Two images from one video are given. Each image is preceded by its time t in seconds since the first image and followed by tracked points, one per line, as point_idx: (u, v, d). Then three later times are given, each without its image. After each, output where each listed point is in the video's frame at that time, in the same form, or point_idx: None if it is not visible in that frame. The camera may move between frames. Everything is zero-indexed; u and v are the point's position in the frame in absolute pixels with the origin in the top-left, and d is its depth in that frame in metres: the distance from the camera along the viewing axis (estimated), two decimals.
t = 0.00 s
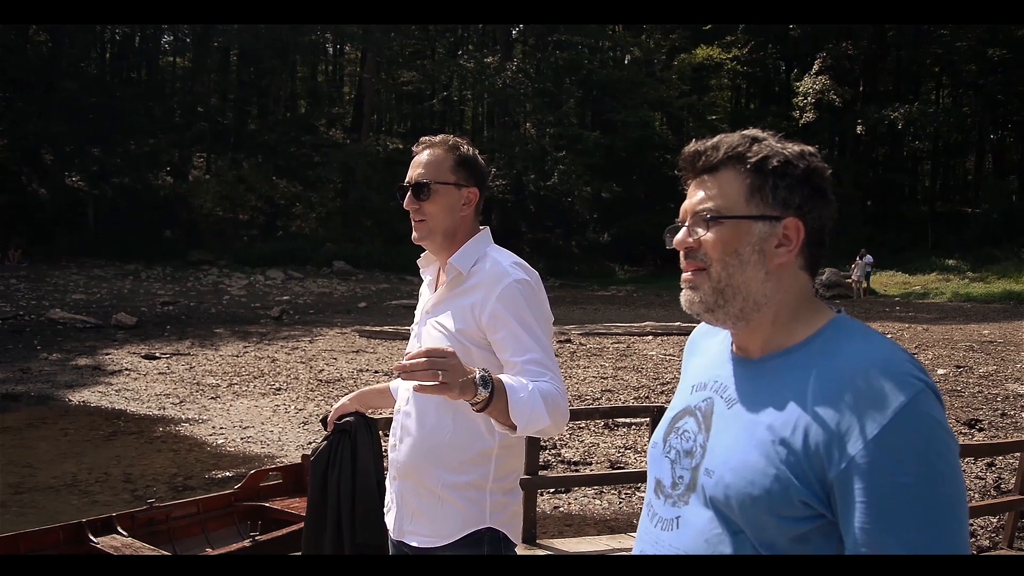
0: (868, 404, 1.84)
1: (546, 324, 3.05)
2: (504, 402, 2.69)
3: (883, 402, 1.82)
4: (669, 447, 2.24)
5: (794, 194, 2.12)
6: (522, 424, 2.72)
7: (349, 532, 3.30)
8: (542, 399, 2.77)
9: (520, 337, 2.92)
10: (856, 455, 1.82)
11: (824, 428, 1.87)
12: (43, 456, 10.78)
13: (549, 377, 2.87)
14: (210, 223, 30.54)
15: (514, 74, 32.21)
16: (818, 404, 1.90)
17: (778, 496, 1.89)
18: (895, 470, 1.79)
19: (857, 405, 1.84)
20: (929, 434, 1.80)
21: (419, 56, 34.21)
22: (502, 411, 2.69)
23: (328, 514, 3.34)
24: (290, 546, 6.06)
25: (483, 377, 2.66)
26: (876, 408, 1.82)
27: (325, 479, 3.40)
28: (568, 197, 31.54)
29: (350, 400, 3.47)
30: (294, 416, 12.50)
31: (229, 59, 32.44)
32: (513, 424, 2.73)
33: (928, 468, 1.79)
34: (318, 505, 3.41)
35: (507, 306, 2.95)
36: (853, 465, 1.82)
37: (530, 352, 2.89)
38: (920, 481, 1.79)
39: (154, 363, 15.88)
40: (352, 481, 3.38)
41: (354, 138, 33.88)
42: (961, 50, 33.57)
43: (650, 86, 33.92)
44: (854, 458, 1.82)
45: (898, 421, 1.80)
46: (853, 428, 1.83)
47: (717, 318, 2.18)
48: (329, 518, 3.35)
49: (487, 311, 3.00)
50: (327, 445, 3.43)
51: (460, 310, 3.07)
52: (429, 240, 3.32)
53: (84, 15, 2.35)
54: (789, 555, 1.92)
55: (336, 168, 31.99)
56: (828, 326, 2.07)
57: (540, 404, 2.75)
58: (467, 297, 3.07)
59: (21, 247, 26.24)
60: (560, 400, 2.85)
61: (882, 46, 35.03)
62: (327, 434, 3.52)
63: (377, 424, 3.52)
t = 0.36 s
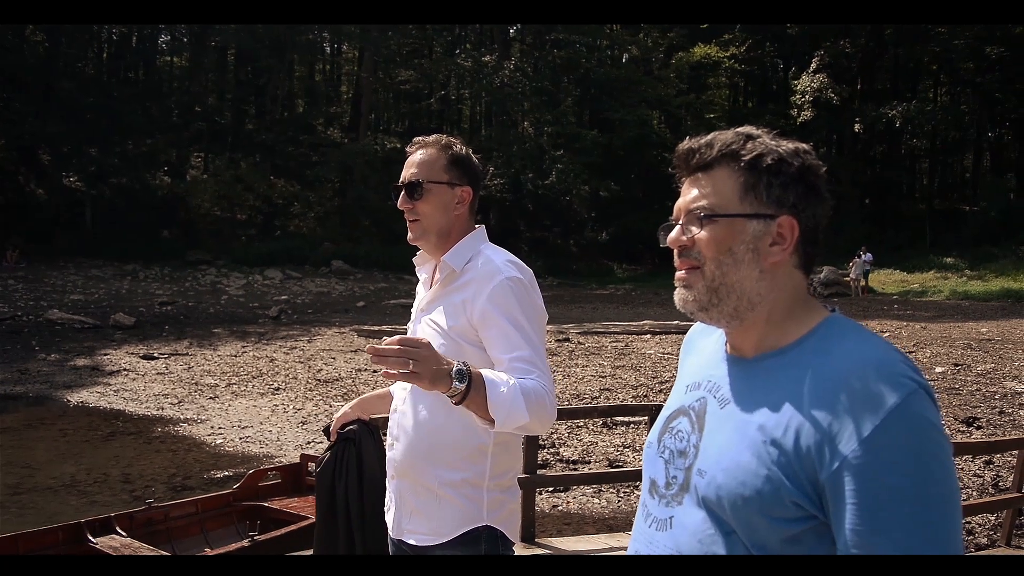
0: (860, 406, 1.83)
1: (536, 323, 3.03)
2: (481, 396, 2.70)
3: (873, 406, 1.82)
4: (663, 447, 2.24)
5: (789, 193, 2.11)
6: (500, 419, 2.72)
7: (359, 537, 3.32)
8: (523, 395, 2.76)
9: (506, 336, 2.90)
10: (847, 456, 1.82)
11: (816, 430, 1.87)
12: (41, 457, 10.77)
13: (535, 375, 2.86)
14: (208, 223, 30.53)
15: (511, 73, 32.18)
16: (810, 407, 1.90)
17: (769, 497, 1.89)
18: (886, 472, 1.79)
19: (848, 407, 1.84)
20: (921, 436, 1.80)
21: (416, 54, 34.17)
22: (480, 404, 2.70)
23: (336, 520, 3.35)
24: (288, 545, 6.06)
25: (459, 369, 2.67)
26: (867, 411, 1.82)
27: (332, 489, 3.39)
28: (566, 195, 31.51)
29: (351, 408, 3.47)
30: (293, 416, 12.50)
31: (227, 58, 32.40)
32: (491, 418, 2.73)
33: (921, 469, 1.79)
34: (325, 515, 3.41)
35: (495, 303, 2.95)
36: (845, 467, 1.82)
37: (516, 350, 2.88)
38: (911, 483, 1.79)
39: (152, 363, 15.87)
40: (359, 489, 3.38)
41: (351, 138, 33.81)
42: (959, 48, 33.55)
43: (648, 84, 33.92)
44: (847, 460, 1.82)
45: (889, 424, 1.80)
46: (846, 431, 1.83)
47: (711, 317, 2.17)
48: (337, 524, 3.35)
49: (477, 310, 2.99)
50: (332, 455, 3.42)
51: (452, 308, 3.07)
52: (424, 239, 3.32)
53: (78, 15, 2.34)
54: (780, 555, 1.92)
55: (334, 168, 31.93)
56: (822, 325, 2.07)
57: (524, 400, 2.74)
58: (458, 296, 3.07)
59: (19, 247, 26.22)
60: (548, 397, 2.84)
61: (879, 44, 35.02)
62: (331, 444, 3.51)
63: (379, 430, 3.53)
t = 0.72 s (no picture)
0: (857, 409, 1.84)
1: (527, 321, 3.00)
2: (432, 379, 2.66)
3: (871, 409, 1.82)
4: (659, 448, 2.24)
5: (785, 191, 2.12)
6: (452, 406, 2.64)
7: (357, 539, 3.31)
8: (482, 384, 2.67)
9: (491, 332, 2.88)
10: (846, 458, 1.82)
11: (814, 433, 1.87)
12: (40, 454, 10.76)
13: (518, 372, 2.82)
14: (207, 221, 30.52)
15: (511, 71, 32.14)
16: (807, 410, 1.90)
17: (768, 499, 1.89)
18: (884, 474, 1.79)
19: (847, 409, 1.84)
20: (920, 437, 1.80)
21: (416, 52, 34.09)
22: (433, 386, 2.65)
23: (335, 522, 3.35)
24: (286, 543, 6.06)
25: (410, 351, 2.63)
26: (866, 414, 1.82)
27: (331, 492, 3.38)
28: (565, 194, 31.49)
29: (347, 412, 3.49)
30: (291, 413, 12.49)
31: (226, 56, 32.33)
32: (441, 402, 2.67)
33: (919, 470, 1.80)
34: (324, 519, 3.39)
35: (486, 300, 2.94)
36: (844, 469, 1.82)
37: (497, 345, 2.84)
38: (910, 484, 1.79)
39: (151, 360, 15.86)
40: (357, 491, 3.38)
41: (350, 136, 33.73)
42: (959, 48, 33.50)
43: (648, 83, 33.89)
44: (845, 463, 1.82)
45: (886, 426, 1.81)
46: (844, 435, 1.83)
47: (709, 316, 2.17)
48: (338, 527, 3.35)
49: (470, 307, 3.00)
50: (329, 459, 3.42)
51: (448, 306, 3.07)
52: (423, 236, 3.33)
53: (74, 15, 2.33)
54: (777, 555, 1.92)
55: (334, 166, 31.88)
56: (819, 324, 2.07)
57: (486, 392, 2.67)
58: (454, 295, 3.08)
59: (17, 244, 26.21)
60: (515, 400, 2.75)
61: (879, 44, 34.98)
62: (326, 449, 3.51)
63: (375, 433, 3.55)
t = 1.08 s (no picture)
0: (857, 413, 1.84)
1: (524, 322, 2.99)
2: (432, 359, 2.67)
3: (870, 413, 1.82)
4: (659, 449, 2.24)
5: (785, 190, 2.11)
6: (442, 391, 2.64)
7: (358, 540, 3.32)
8: (474, 375, 2.66)
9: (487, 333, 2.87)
10: (845, 463, 1.82)
11: (813, 437, 1.87)
12: (41, 451, 10.77)
13: (510, 373, 2.81)
14: (208, 219, 30.51)
15: (513, 70, 32.10)
16: (807, 414, 1.90)
17: (766, 502, 1.90)
18: (882, 478, 1.80)
19: (846, 412, 1.84)
20: (919, 440, 1.80)
21: (418, 51, 34.05)
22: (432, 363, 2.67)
23: (337, 524, 3.35)
24: (286, 542, 6.07)
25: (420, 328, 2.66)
26: (865, 419, 1.82)
27: (332, 495, 3.39)
28: (567, 193, 31.44)
29: (351, 415, 3.52)
30: (292, 412, 12.50)
31: (228, 54, 32.30)
32: (435, 386, 2.67)
33: (919, 472, 1.80)
34: (325, 520, 3.40)
35: (483, 300, 2.94)
36: (843, 473, 1.82)
37: (492, 342, 2.84)
38: (908, 488, 1.79)
39: (152, 358, 15.88)
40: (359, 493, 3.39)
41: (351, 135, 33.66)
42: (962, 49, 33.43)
43: (650, 83, 33.84)
44: (844, 467, 1.82)
45: (883, 430, 1.81)
46: (844, 438, 1.83)
47: (708, 318, 2.17)
48: (338, 527, 3.35)
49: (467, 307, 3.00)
50: (333, 462, 3.43)
51: (448, 305, 3.08)
52: (423, 235, 3.34)
53: (77, 14, 2.33)
54: (777, 558, 1.92)
55: (336, 164, 31.82)
56: (819, 327, 2.08)
57: (479, 384, 2.65)
58: (453, 294, 3.09)
59: (19, 242, 26.23)
60: (505, 397, 2.74)
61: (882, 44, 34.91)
62: (330, 452, 3.53)
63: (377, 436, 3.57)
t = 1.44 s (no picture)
0: (864, 413, 1.83)
1: (534, 326, 3.00)
2: (453, 362, 2.65)
3: (874, 414, 1.82)
4: (664, 451, 2.24)
5: (787, 192, 2.11)
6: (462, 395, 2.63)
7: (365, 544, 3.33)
8: (492, 381, 2.66)
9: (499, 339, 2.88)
10: (850, 464, 1.82)
11: (818, 437, 1.87)
12: (48, 451, 10.81)
13: (522, 377, 2.81)
14: (215, 220, 30.58)
15: (519, 72, 32.12)
16: (814, 415, 1.90)
17: (771, 503, 1.89)
18: (888, 479, 1.79)
19: (852, 415, 1.84)
20: (924, 443, 1.80)
21: (424, 52, 34.09)
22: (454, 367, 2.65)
23: (344, 529, 3.36)
24: (292, 543, 6.08)
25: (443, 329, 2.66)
26: (871, 422, 1.82)
27: (340, 499, 3.39)
28: (573, 194, 31.44)
29: (358, 418, 3.51)
30: (298, 412, 12.53)
31: (235, 55, 32.40)
32: (455, 389, 2.66)
33: (926, 473, 1.79)
34: (332, 523, 3.41)
35: (493, 305, 2.94)
36: (848, 475, 1.82)
37: (505, 348, 2.84)
38: (913, 487, 1.79)
39: (158, 359, 15.93)
40: (366, 497, 3.39)
41: (358, 136, 33.64)
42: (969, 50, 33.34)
43: (656, 84, 33.83)
44: (850, 468, 1.82)
45: (892, 431, 1.80)
46: (850, 440, 1.83)
47: (713, 321, 2.17)
48: (345, 531, 3.36)
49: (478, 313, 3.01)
50: (339, 466, 3.43)
51: (456, 308, 3.10)
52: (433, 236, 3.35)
53: (85, 13, 2.35)
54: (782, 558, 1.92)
55: (342, 165, 31.90)
56: (826, 328, 2.07)
57: (498, 389, 2.65)
58: (464, 296, 3.09)
59: (26, 243, 26.35)
60: (521, 402, 2.74)
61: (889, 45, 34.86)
62: (336, 455, 3.53)
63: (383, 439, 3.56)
